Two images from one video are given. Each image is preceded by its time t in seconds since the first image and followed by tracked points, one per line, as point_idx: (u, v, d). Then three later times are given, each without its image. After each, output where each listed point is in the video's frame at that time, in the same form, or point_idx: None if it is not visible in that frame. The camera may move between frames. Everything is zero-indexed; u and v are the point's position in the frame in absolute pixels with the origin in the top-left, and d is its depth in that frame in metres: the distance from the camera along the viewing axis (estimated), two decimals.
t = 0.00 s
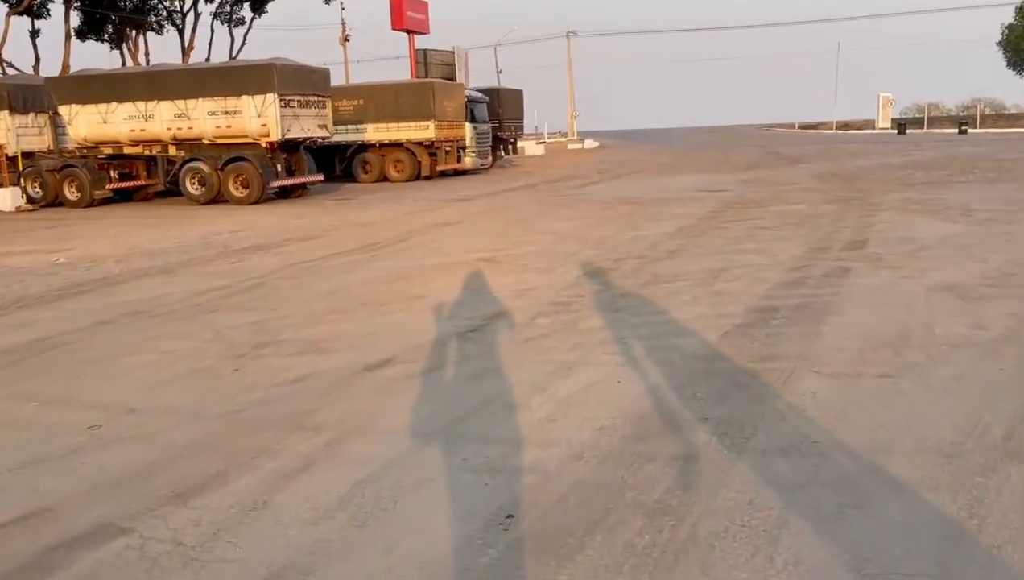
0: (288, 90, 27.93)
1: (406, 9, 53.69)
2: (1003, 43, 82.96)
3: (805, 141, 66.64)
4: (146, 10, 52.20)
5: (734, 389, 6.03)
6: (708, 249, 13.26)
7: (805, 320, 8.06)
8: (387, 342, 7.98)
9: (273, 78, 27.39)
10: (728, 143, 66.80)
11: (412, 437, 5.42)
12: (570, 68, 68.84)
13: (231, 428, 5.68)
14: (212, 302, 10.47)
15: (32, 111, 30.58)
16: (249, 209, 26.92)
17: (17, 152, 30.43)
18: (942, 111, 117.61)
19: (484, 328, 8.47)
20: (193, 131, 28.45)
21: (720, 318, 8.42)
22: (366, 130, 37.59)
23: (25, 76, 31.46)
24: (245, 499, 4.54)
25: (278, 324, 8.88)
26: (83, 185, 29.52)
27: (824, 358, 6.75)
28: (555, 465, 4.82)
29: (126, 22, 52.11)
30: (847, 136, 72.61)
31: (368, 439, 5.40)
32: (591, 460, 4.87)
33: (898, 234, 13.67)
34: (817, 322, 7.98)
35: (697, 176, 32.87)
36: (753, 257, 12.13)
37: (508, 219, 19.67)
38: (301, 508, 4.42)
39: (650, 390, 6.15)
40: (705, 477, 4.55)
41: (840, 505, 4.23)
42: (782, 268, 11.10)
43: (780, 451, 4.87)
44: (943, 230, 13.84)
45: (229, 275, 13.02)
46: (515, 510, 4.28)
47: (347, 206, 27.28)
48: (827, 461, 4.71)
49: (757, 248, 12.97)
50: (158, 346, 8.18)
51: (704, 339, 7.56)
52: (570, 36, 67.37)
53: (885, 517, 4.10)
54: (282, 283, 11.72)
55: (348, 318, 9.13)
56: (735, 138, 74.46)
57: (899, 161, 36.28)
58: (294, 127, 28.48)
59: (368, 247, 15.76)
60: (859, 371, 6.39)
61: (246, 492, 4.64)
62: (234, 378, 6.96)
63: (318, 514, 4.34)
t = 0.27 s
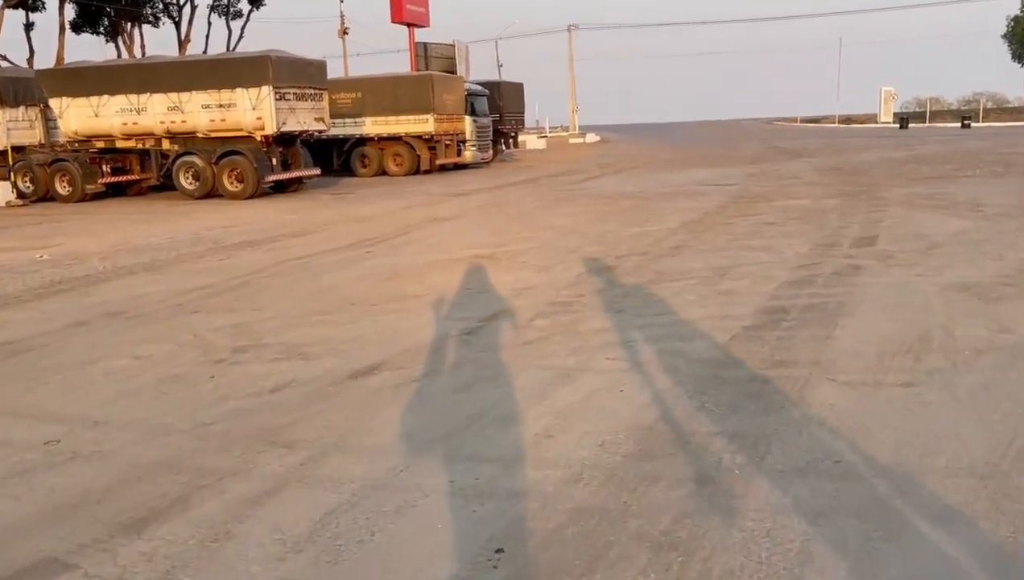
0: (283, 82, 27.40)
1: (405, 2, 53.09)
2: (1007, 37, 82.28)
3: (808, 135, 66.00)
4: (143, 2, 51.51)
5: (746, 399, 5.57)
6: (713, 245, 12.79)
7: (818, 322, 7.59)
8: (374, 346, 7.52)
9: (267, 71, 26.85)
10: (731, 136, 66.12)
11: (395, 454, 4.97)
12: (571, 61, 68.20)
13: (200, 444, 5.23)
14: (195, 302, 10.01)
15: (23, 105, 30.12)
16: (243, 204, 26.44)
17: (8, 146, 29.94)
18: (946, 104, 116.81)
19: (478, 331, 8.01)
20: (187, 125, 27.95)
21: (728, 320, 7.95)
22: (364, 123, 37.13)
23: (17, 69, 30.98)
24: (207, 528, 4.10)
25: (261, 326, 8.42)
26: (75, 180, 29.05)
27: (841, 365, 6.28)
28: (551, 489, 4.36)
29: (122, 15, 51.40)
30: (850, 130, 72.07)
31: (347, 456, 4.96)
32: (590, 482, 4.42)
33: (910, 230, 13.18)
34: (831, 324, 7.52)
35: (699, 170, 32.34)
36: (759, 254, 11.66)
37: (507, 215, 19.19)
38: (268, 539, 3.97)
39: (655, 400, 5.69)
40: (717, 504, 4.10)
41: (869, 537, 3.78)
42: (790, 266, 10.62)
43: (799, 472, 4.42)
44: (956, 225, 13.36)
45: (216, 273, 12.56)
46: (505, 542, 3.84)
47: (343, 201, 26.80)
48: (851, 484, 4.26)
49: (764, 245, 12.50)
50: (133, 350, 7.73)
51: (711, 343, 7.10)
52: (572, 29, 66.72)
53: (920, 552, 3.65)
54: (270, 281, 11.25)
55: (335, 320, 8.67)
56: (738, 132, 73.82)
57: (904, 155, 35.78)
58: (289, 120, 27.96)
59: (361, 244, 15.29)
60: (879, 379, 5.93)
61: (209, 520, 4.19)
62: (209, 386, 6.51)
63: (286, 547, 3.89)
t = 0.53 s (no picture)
0: (280, 82, 26.94)
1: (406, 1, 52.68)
2: (1012, 35, 81.74)
3: (811, 134, 65.51)
4: (142, 1, 51.13)
5: (760, 426, 5.14)
6: (718, 251, 12.36)
7: (832, 337, 7.16)
8: (363, 362, 7.09)
9: (264, 70, 26.37)
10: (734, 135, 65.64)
11: (379, 488, 4.55)
12: (573, 60, 67.79)
13: (167, 475, 4.81)
14: (179, 313, 9.59)
15: (17, 105, 29.71)
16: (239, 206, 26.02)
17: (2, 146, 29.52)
18: (949, 104, 116.24)
19: (472, 345, 7.57)
20: (183, 125, 27.47)
21: (738, 333, 7.52)
22: (364, 123, 36.72)
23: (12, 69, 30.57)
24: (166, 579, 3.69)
25: (245, 339, 8.00)
26: (70, 180, 28.64)
27: (862, 386, 5.85)
28: (548, 531, 3.95)
29: (121, 14, 50.90)
30: (855, 130, 71.55)
31: (326, 490, 4.54)
32: (591, 524, 4.00)
33: (923, 234, 12.74)
34: (848, 338, 7.09)
35: (703, 170, 31.90)
36: (768, 260, 11.22)
37: (508, 217, 18.75)
38: None
39: (662, 426, 5.26)
40: (732, 552, 3.68)
41: None
42: (801, 273, 10.19)
43: (822, 514, 3.99)
44: (971, 230, 12.92)
45: (205, 279, 12.13)
46: None
47: (341, 202, 26.39)
48: (881, 528, 3.84)
49: (772, 250, 12.06)
50: (109, 366, 7.31)
51: (721, 360, 6.67)
52: (574, 28, 66.32)
53: None
54: (259, 290, 10.83)
55: (323, 333, 8.24)
56: (741, 131, 73.28)
57: (910, 156, 35.36)
58: (287, 120, 27.51)
59: (357, 248, 14.87)
60: (903, 402, 5.50)
61: (168, 567, 3.78)
62: (183, 406, 6.08)
63: None
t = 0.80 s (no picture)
0: (277, 82, 26.53)
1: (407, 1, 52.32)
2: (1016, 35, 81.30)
3: (814, 134, 65.09)
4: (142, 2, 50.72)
5: (769, 450, 4.73)
6: (722, 254, 11.93)
7: (843, 348, 6.74)
8: (345, 374, 6.67)
9: (261, 70, 25.96)
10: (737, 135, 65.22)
11: (352, 520, 4.15)
12: (575, 60, 67.46)
13: (122, 505, 4.40)
14: (159, 321, 9.17)
15: (12, 105, 29.29)
16: (236, 207, 25.63)
17: None
18: (953, 104, 115.74)
19: (461, 355, 7.15)
20: (178, 126, 27.07)
21: (744, 343, 7.10)
22: (363, 124, 36.36)
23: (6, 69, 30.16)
24: None
25: (223, 349, 7.58)
26: (65, 182, 28.23)
27: (877, 405, 5.44)
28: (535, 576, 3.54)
29: (120, 14, 50.49)
30: (859, 129, 71.09)
31: (293, 523, 4.13)
32: (583, 568, 3.59)
33: (934, 237, 12.33)
34: (861, 350, 6.67)
35: (706, 171, 31.51)
36: (774, 264, 10.80)
37: (506, 219, 18.34)
38: None
39: (663, 449, 4.85)
40: None
41: None
42: (809, 278, 9.77)
43: (842, 556, 3.58)
44: (982, 232, 12.51)
45: (191, 284, 11.70)
46: None
47: (339, 203, 26.01)
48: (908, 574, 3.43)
49: (778, 254, 11.64)
50: (77, 379, 6.89)
51: (725, 374, 6.25)
52: (576, 28, 65.95)
53: None
54: (245, 296, 10.41)
55: (306, 343, 7.82)
56: (744, 131, 72.81)
57: (914, 156, 34.97)
58: (284, 121, 27.11)
59: (351, 251, 14.46)
60: (925, 422, 5.08)
61: None
62: (149, 424, 5.66)
63: None
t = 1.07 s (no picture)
0: (273, 82, 26.11)
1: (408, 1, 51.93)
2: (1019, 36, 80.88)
3: (816, 134, 64.65)
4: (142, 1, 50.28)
5: (777, 486, 4.36)
6: (724, 260, 11.54)
7: (853, 366, 6.36)
8: (325, 392, 6.30)
9: (257, 70, 25.54)
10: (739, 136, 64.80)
11: (320, 566, 3.79)
12: (577, 60, 67.10)
13: (71, 545, 4.03)
14: (137, 330, 8.77)
15: (6, 105, 28.89)
16: (231, 209, 25.25)
17: None
18: (954, 104, 115.34)
19: (449, 371, 6.76)
20: (173, 126, 26.67)
21: (749, 359, 6.70)
22: (362, 124, 35.95)
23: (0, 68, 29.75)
24: None
25: (199, 363, 7.19)
26: (58, 183, 27.82)
27: (893, 433, 5.06)
28: None
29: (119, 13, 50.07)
30: (861, 130, 70.63)
31: (256, 567, 3.77)
32: None
33: (942, 242, 11.96)
34: (872, 368, 6.29)
35: (708, 172, 31.12)
36: (778, 271, 10.41)
37: (504, 222, 17.96)
38: None
39: (662, 483, 4.47)
40: None
41: None
42: (816, 286, 9.39)
43: None
44: (993, 238, 12.13)
45: (176, 290, 11.30)
46: None
47: (335, 205, 25.64)
48: None
49: (782, 260, 11.25)
50: (42, 395, 6.49)
51: (728, 394, 5.87)
52: (578, 28, 65.54)
53: None
54: (230, 304, 10.02)
55: (287, 356, 7.44)
56: (746, 131, 72.36)
57: (918, 157, 34.58)
58: (280, 121, 26.70)
59: (343, 255, 14.07)
60: (946, 455, 4.71)
61: None
62: (111, 447, 5.29)
63: None
